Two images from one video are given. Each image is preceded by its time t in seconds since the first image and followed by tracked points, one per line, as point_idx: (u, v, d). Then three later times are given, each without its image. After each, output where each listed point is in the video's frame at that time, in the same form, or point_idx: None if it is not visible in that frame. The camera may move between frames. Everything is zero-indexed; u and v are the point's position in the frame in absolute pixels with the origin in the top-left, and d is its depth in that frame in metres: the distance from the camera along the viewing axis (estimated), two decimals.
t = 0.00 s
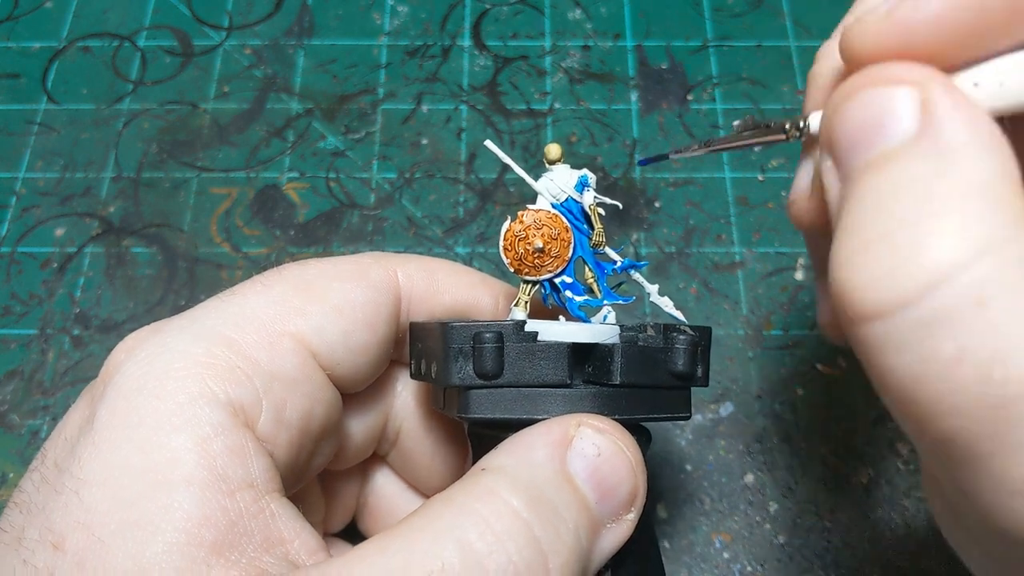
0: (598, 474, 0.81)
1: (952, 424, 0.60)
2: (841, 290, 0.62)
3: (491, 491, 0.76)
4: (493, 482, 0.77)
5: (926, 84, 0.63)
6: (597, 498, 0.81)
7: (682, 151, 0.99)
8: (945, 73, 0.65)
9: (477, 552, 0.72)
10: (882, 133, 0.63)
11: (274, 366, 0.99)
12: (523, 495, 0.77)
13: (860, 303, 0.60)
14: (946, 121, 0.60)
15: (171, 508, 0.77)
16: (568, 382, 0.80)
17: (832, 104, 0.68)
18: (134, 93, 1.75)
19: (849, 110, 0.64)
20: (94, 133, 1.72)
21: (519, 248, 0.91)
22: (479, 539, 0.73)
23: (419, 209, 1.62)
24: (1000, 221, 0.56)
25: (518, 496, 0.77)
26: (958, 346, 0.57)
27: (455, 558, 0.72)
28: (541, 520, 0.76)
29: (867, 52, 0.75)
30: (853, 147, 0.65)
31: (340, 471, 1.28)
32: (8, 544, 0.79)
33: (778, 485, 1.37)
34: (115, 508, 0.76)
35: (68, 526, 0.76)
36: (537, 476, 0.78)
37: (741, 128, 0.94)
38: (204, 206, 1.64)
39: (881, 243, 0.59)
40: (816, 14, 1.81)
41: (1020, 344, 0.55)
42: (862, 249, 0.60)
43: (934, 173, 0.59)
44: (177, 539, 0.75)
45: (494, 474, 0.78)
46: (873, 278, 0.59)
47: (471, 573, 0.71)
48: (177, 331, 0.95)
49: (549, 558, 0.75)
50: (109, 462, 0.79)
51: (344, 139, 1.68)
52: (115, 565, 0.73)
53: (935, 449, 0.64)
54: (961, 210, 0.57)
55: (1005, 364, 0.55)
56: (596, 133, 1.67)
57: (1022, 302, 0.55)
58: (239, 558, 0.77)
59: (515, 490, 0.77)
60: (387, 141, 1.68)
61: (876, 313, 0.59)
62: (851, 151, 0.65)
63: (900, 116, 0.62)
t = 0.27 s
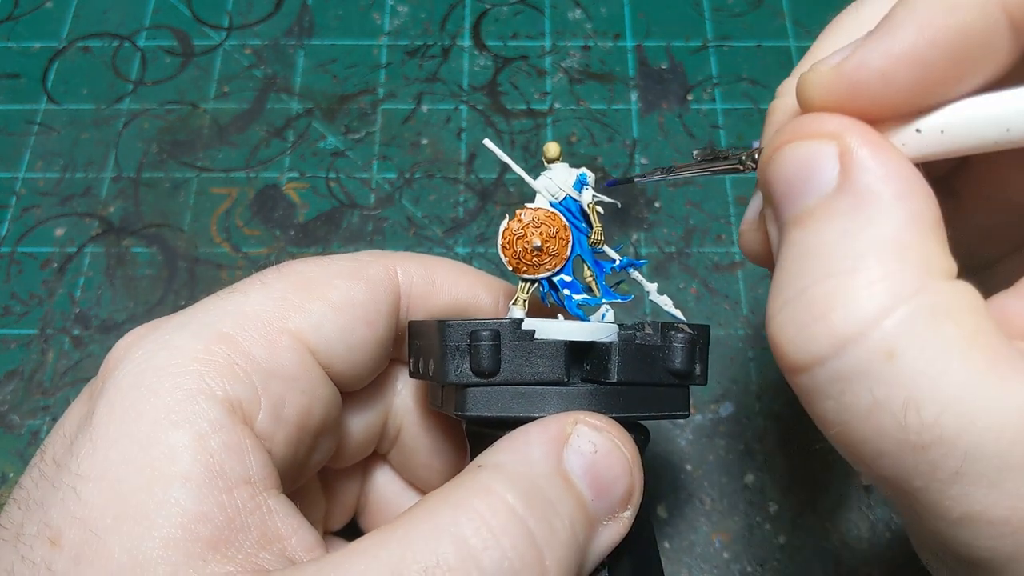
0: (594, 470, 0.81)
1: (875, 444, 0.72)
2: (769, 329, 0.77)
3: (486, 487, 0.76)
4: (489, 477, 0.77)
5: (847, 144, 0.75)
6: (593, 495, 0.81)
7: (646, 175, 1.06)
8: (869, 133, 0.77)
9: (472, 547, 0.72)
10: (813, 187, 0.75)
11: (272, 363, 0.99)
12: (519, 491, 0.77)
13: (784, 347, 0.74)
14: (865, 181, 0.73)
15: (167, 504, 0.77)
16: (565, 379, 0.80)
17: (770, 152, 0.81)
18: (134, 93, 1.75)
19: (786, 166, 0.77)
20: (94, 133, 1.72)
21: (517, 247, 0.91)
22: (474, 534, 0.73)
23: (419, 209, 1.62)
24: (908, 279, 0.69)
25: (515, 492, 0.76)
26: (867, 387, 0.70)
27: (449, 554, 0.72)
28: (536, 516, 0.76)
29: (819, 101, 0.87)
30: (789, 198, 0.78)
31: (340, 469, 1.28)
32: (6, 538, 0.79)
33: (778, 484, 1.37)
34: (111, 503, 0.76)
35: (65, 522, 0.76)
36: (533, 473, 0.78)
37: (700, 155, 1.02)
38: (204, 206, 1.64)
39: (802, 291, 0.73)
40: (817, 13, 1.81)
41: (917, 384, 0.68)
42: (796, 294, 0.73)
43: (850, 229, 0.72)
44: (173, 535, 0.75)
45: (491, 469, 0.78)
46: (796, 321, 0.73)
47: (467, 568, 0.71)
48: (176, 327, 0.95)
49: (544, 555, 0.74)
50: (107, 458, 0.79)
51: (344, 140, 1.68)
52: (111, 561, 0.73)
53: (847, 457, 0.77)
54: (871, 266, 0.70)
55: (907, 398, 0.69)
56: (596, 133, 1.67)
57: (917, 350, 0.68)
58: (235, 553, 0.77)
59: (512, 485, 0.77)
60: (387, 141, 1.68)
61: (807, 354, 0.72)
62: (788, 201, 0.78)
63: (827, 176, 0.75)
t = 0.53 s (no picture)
0: (600, 478, 0.80)
1: (857, 455, 0.74)
2: (752, 339, 0.78)
3: (492, 496, 0.76)
4: (493, 485, 0.77)
5: (828, 156, 0.76)
6: (598, 503, 0.81)
7: (638, 185, 1.09)
8: (850, 146, 0.77)
9: (478, 556, 0.72)
10: (796, 200, 0.76)
11: (275, 367, 0.99)
12: (524, 499, 0.76)
13: (767, 360, 0.75)
14: (846, 194, 0.74)
15: (171, 510, 0.77)
16: (570, 386, 0.81)
17: (753, 165, 0.81)
18: (134, 93, 1.75)
19: (768, 178, 0.78)
20: (94, 133, 1.72)
21: (521, 251, 0.91)
22: (479, 544, 0.73)
23: (419, 209, 1.62)
24: (888, 292, 0.70)
25: (520, 500, 0.76)
26: (848, 399, 0.71)
27: (455, 563, 0.72)
28: (542, 524, 0.76)
29: (802, 114, 0.87)
30: (772, 210, 0.78)
31: (342, 473, 1.28)
32: (10, 544, 0.79)
33: (778, 484, 1.36)
34: (115, 509, 0.76)
35: (69, 527, 0.76)
36: (538, 480, 0.78)
37: (685, 164, 1.01)
38: (203, 205, 1.64)
39: (784, 305, 0.74)
40: (817, 14, 1.81)
41: (897, 395, 0.69)
42: (778, 307, 0.74)
43: (831, 242, 0.73)
44: (177, 541, 0.75)
45: (496, 477, 0.78)
46: (778, 334, 0.74)
47: None
48: (180, 331, 0.95)
49: (550, 565, 0.75)
50: (111, 463, 0.79)
51: (344, 139, 1.68)
52: (116, 566, 0.73)
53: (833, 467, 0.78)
54: (851, 279, 0.71)
55: (888, 409, 0.70)
56: (596, 133, 1.67)
57: (897, 362, 0.69)
58: (240, 559, 0.77)
59: (517, 494, 0.77)
60: (387, 141, 1.68)
61: (790, 367, 0.73)
62: (770, 213, 0.79)
63: (808, 190, 0.75)
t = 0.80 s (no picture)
0: (600, 479, 0.80)
1: (869, 452, 0.74)
2: (766, 336, 0.78)
3: (492, 496, 0.76)
4: (494, 486, 0.77)
5: (845, 152, 0.76)
6: (598, 504, 0.81)
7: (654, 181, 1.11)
8: (867, 142, 0.77)
9: (478, 556, 0.72)
10: (810, 196, 0.76)
11: (275, 368, 0.99)
12: (524, 499, 0.76)
13: (780, 356, 0.76)
14: (861, 190, 0.74)
15: (171, 511, 0.77)
16: (569, 386, 0.81)
17: (768, 160, 0.81)
18: (134, 93, 1.75)
19: (783, 172, 0.78)
20: (94, 133, 1.72)
21: (520, 251, 0.91)
22: (480, 544, 0.73)
23: (419, 209, 1.62)
24: (903, 289, 0.70)
25: (520, 501, 0.76)
26: (861, 395, 0.71)
27: (455, 564, 0.72)
28: (542, 524, 0.76)
29: (817, 110, 0.87)
30: (785, 206, 0.79)
31: (342, 473, 1.28)
32: (10, 545, 0.79)
33: (778, 484, 1.37)
34: (115, 511, 0.76)
35: (69, 529, 0.76)
36: (538, 481, 0.78)
37: (698, 162, 1.04)
38: (203, 205, 1.64)
39: (797, 301, 0.74)
40: (817, 14, 1.81)
41: (911, 393, 0.69)
42: (791, 303, 0.74)
43: (847, 238, 0.73)
44: (177, 543, 0.75)
45: (496, 478, 0.78)
46: (791, 330, 0.74)
47: None
48: (180, 332, 0.95)
49: (550, 565, 0.75)
50: (110, 464, 0.79)
51: (344, 140, 1.68)
52: (115, 568, 0.73)
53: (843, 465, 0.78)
54: (866, 275, 0.71)
55: (901, 406, 0.70)
56: (596, 133, 1.67)
57: (911, 359, 0.69)
58: (240, 561, 0.77)
59: (517, 494, 0.77)
60: (387, 141, 1.68)
61: (803, 363, 0.73)
62: (784, 209, 0.79)
63: (823, 185, 0.76)
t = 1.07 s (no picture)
0: (600, 480, 0.80)
1: (851, 457, 0.74)
2: (749, 342, 0.78)
3: (493, 497, 0.76)
4: (495, 486, 0.77)
5: (824, 161, 0.76)
6: (599, 504, 0.81)
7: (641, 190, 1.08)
8: (846, 151, 0.77)
9: (479, 557, 0.72)
10: (792, 205, 0.76)
11: (276, 369, 0.99)
12: (526, 500, 0.76)
13: (761, 362, 0.76)
14: (840, 198, 0.74)
15: (172, 511, 0.77)
16: (570, 386, 0.81)
17: (750, 171, 0.81)
18: (134, 93, 1.75)
19: (764, 183, 0.78)
20: (94, 133, 1.72)
21: (521, 251, 0.91)
22: (480, 544, 0.73)
23: (419, 209, 1.62)
24: (882, 295, 0.70)
25: (521, 501, 0.76)
26: (842, 401, 0.72)
27: (456, 564, 0.72)
28: (543, 525, 0.76)
29: (800, 121, 0.87)
30: (768, 215, 0.79)
31: (342, 473, 1.28)
32: (10, 545, 0.79)
33: (778, 484, 1.37)
34: (116, 511, 0.76)
35: (70, 529, 0.76)
36: (539, 481, 0.78)
37: (686, 172, 1.02)
38: (204, 205, 1.64)
39: (778, 307, 0.74)
40: (817, 14, 1.81)
41: (890, 398, 0.70)
42: (772, 310, 0.75)
43: (825, 246, 0.73)
44: (178, 543, 0.75)
45: (496, 478, 0.78)
46: (772, 336, 0.74)
47: None
48: (181, 332, 0.95)
49: (550, 566, 0.75)
50: (111, 464, 0.79)
51: (344, 139, 1.68)
52: (117, 568, 0.73)
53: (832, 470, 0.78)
54: (845, 281, 0.71)
55: (881, 411, 0.70)
56: (596, 133, 1.67)
57: (891, 364, 0.69)
58: (241, 561, 0.77)
59: (518, 494, 0.76)
60: (387, 141, 1.68)
61: (783, 369, 0.74)
62: (766, 218, 0.79)
63: (804, 195, 0.76)
